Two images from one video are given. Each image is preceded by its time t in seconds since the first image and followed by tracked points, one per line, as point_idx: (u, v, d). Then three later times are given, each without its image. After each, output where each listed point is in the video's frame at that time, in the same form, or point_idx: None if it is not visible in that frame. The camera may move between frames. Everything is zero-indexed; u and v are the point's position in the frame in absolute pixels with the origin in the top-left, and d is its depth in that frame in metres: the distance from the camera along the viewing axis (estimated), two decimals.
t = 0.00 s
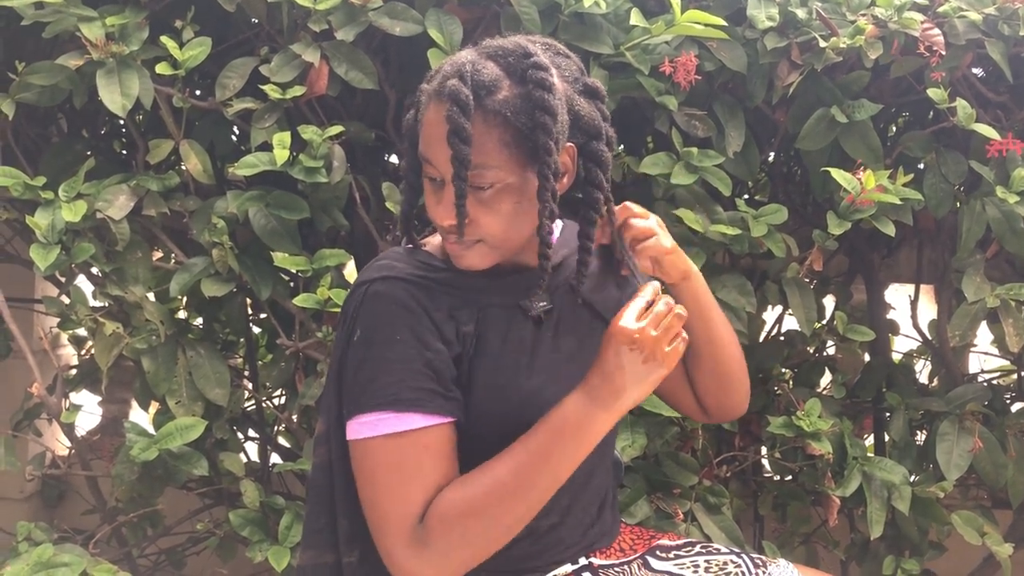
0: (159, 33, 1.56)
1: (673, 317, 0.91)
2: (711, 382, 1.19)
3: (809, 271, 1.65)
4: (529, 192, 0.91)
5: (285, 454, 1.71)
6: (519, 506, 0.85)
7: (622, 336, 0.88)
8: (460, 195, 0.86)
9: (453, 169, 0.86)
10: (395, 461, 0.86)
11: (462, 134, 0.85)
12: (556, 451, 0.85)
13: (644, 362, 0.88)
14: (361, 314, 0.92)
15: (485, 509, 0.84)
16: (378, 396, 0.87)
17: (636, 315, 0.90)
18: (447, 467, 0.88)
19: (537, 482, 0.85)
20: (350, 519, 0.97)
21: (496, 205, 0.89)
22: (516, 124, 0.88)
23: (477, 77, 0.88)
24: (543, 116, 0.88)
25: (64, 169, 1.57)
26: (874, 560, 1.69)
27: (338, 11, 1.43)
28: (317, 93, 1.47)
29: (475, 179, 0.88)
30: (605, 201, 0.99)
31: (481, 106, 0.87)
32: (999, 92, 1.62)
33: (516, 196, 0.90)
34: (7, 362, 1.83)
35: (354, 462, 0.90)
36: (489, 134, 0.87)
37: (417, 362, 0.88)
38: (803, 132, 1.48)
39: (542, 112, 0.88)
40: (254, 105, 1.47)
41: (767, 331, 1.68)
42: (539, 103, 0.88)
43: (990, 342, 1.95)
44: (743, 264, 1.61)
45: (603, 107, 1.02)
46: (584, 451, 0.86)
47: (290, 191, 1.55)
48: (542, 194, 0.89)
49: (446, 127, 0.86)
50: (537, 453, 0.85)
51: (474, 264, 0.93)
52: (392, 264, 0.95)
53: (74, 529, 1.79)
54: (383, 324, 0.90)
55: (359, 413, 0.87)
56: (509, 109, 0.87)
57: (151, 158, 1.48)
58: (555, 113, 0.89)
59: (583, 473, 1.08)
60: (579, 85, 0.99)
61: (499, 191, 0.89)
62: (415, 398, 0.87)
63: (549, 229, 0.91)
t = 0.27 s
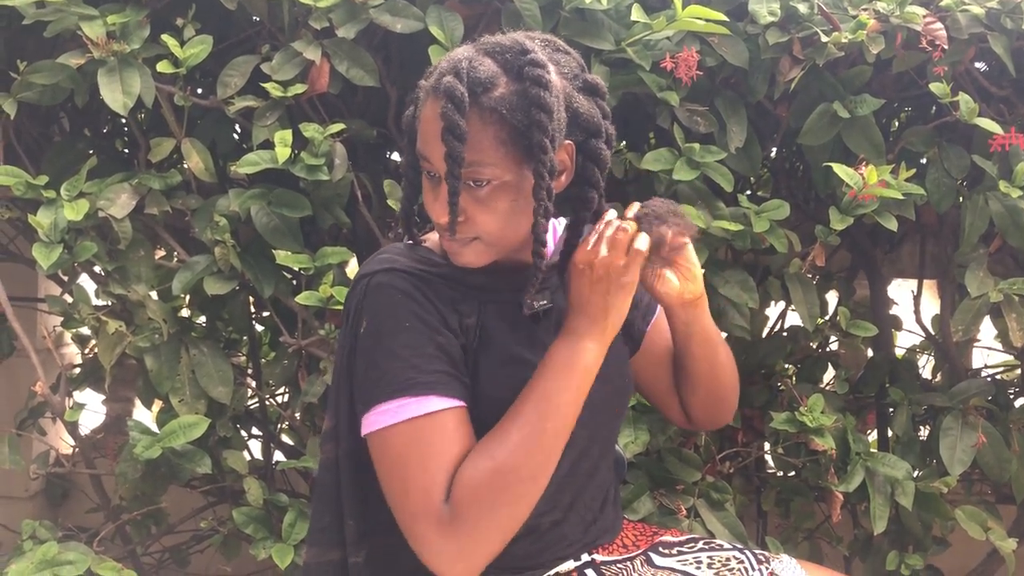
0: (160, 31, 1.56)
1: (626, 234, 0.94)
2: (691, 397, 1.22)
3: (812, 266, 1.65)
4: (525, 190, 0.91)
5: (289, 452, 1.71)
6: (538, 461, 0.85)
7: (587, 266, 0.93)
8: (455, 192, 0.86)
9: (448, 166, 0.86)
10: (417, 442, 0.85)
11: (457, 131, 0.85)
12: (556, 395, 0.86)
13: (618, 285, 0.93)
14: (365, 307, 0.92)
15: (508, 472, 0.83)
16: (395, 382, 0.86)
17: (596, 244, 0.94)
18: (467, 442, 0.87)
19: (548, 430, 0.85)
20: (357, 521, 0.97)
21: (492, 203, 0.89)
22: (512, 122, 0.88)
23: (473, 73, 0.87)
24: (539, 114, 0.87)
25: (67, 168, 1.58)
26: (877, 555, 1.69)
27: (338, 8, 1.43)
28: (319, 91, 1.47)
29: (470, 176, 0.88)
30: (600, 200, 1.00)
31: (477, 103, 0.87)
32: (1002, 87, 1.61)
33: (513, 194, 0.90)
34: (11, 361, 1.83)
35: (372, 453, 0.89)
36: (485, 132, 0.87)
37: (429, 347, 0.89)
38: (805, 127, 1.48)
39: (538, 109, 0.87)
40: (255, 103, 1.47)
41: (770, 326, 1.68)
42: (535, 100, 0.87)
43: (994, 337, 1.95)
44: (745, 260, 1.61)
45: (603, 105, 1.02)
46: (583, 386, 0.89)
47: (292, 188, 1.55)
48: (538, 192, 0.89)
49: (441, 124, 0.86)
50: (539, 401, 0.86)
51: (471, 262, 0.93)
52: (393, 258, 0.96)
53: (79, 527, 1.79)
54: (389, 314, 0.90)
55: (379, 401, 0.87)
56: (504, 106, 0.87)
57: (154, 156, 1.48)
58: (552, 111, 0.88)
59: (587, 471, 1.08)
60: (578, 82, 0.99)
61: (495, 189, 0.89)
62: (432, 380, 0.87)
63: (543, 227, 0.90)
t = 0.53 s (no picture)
0: (162, 27, 1.56)
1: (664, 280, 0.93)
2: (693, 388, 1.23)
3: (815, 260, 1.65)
4: (534, 183, 0.91)
5: (292, 447, 1.71)
6: (515, 485, 0.85)
7: (612, 301, 0.89)
8: (465, 184, 0.86)
9: (459, 158, 0.86)
10: (401, 451, 0.86)
11: (468, 123, 0.84)
12: (546, 422, 0.86)
13: (634, 319, 0.90)
14: (367, 307, 0.92)
15: (484, 492, 0.85)
16: (385, 387, 0.87)
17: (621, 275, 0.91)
18: (452, 454, 0.88)
19: (530, 456, 0.85)
20: (355, 512, 0.97)
21: (501, 196, 0.90)
22: (522, 115, 0.88)
23: (483, 66, 0.87)
24: (550, 107, 0.87)
25: (69, 164, 1.58)
26: (881, 549, 1.69)
27: (340, 3, 1.43)
28: (321, 86, 1.48)
29: (480, 169, 0.88)
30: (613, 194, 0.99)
31: (488, 95, 0.87)
32: (1006, 79, 1.61)
33: (521, 188, 0.91)
34: (15, 358, 1.83)
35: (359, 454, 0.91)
36: (495, 124, 0.87)
37: (425, 354, 0.88)
38: (808, 121, 1.47)
39: (549, 103, 0.88)
40: (257, 99, 1.46)
41: (774, 321, 1.69)
42: (546, 93, 0.87)
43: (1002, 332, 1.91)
44: (749, 254, 1.60)
45: (611, 100, 1.02)
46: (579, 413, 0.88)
47: (294, 184, 1.54)
48: (547, 185, 0.89)
49: (452, 116, 0.86)
50: (530, 424, 0.86)
51: (478, 257, 0.92)
52: (397, 256, 0.94)
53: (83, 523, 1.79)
54: (389, 317, 0.90)
55: (366, 405, 0.88)
56: (515, 99, 0.87)
57: (156, 153, 1.48)
58: (562, 104, 0.88)
59: (590, 467, 1.08)
60: (588, 76, 0.99)
61: (503, 182, 0.89)
62: (423, 390, 0.87)
63: (555, 220, 0.91)
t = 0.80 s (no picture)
0: (164, 24, 1.56)
1: (675, 306, 0.89)
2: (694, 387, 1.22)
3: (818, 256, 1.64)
4: (538, 176, 0.91)
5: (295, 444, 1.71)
6: (526, 503, 0.86)
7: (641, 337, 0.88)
8: (469, 177, 0.86)
9: (463, 151, 0.86)
10: (404, 449, 0.86)
11: (471, 116, 0.85)
12: (568, 452, 0.86)
13: (655, 355, 0.88)
14: (370, 302, 0.92)
15: (495, 506, 0.85)
16: (386, 383, 0.87)
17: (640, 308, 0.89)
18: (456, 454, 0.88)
19: (546, 479, 0.86)
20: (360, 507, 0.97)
21: (504, 189, 0.90)
22: (525, 107, 0.88)
23: (486, 59, 0.87)
24: (553, 99, 0.87)
25: (71, 161, 1.58)
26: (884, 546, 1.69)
27: None
28: (323, 83, 1.47)
29: (483, 162, 0.88)
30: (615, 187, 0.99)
31: (491, 88, 0.87)
32: (1010, 75, 1.60)
33: (525, 180, 0.90)
34: (16, 355, 1.83)
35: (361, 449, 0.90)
36: (499, 117, 0.87)
37: (426, 350, 0.88)
38: (811, 117, 1.47)
39: (552, 95, 0.88)
40: (260, 95, 1.46)
41: (778, 317, 1.70)
42: (549, 85, 0.87)
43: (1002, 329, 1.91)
44: (752, 251, 1.59)
45: (613, 93, 1.02)
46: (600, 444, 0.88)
47: (297, 180, 1.54)
48: (551, 177, 0.89)
49: (455, 109, 0.86)
50: (549, 448, 0.86)
51: (483, 250, 0.93)
52: (401, 251, 0.95)
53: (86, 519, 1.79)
54: (391, 312, 0.90)
55: (367, 400, 0.88)
56: (518, 92, 0.87)
57: (158, 149, 1.48)
58: (565, 96, 0.88)
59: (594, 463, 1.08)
60: (589, 70, 0.99)
61: (507, 174, 0.89)
62: (423, 386, 0.87)
63: (559, 212, 0.91)
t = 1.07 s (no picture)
0: (164, 23, 1.56)
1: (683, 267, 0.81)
2: (683, 395, 1.22)
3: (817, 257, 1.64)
4: (530, 177, 0.91)
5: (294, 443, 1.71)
6: (536, 478, 0.83)
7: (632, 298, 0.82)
8: (458, 179, 0.86)
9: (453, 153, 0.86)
10: (412, 442, 0.86)
11: (461, 118, 0.85)
12: (568, 421, 0.82)
13: (658, 312, 0.82)
14: (367, 301, 0.92)
15: (504, 486, 0.83)
16: (391, 379, 0.87)
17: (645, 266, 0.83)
18: (467, 443, 0.87)
19: (554, 450, 0.82)
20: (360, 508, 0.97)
21: (496, 190, 0.90)
22: (515, 108, 0.88)
23: (475, 60, 0.87)
24: (543, 100, 0.87)
25: (71, 159, 1.58)
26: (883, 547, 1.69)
27: None
28: (323, 82, 1.46)
29: (475, 163, 0.88)
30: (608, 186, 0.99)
31: (480, 89, 0.87)
32: (1009, 76, 1.61)
33: (517, 181, 0.91)
34: (15, 353, 1.83)
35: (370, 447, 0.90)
36: (489, 118, 0.87)
37: (428, 345, 0.88)
38: (810, 118, 1.47)
39: (541, 95, 0.88)
40: (260, 95, 1.46)
41: (776, 318, 1.69)
42: (539, 86, 0.87)
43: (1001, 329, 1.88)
44: (751, 251, 1.60)
45: (606, 93, 1.02)
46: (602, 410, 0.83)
47: (296, 179, 1.54)
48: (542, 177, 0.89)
49: (445, 111, 0.86)
50: (551, 421, 0.82)
51: (476, 251, 0.93)
52: (397, 250, 0.95)
53: (85, 518, 1.79)
54: (391, 309, 0.90)
55: (375, 396, 0.87)
56: (508, 93, 0.87)
57: (158, 148, 1.48)
58: (555, 97, 0.89)
59: (593, 463, 1.08)
60: (582, 69, 1.00)
61: (499, 176, 0.89)
62: (428, 379, 0.87)
63: (550, 213, 0.91)
